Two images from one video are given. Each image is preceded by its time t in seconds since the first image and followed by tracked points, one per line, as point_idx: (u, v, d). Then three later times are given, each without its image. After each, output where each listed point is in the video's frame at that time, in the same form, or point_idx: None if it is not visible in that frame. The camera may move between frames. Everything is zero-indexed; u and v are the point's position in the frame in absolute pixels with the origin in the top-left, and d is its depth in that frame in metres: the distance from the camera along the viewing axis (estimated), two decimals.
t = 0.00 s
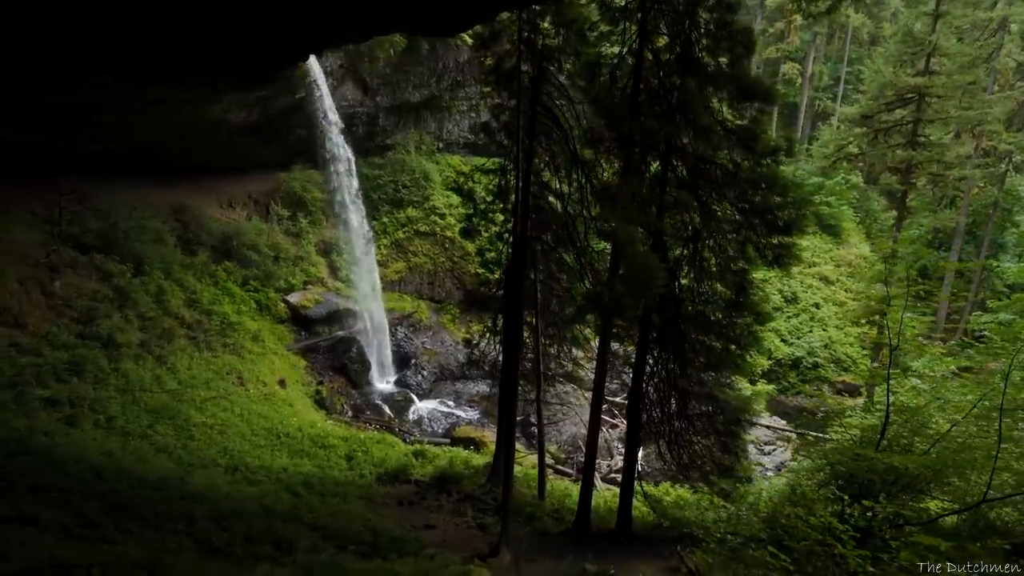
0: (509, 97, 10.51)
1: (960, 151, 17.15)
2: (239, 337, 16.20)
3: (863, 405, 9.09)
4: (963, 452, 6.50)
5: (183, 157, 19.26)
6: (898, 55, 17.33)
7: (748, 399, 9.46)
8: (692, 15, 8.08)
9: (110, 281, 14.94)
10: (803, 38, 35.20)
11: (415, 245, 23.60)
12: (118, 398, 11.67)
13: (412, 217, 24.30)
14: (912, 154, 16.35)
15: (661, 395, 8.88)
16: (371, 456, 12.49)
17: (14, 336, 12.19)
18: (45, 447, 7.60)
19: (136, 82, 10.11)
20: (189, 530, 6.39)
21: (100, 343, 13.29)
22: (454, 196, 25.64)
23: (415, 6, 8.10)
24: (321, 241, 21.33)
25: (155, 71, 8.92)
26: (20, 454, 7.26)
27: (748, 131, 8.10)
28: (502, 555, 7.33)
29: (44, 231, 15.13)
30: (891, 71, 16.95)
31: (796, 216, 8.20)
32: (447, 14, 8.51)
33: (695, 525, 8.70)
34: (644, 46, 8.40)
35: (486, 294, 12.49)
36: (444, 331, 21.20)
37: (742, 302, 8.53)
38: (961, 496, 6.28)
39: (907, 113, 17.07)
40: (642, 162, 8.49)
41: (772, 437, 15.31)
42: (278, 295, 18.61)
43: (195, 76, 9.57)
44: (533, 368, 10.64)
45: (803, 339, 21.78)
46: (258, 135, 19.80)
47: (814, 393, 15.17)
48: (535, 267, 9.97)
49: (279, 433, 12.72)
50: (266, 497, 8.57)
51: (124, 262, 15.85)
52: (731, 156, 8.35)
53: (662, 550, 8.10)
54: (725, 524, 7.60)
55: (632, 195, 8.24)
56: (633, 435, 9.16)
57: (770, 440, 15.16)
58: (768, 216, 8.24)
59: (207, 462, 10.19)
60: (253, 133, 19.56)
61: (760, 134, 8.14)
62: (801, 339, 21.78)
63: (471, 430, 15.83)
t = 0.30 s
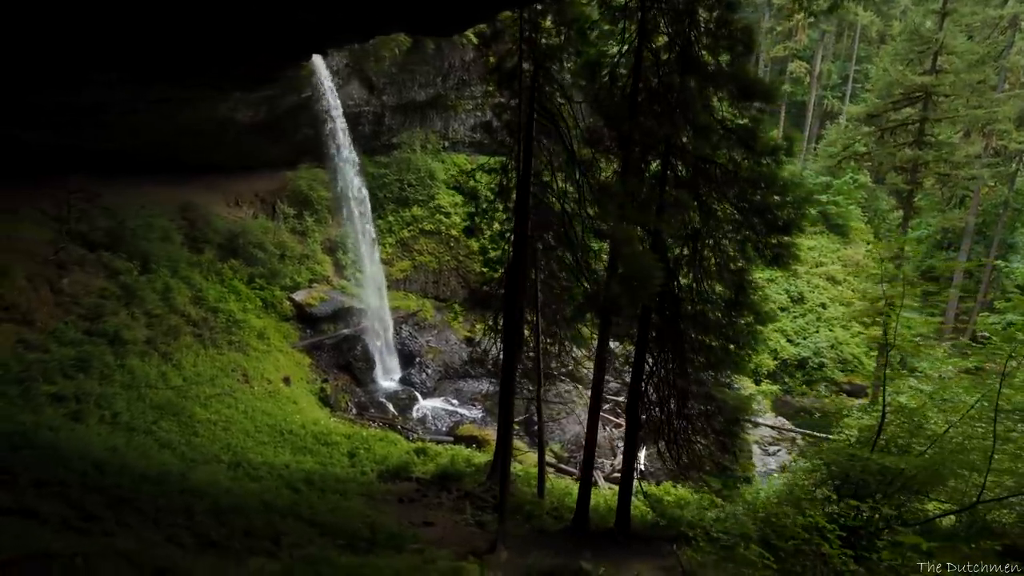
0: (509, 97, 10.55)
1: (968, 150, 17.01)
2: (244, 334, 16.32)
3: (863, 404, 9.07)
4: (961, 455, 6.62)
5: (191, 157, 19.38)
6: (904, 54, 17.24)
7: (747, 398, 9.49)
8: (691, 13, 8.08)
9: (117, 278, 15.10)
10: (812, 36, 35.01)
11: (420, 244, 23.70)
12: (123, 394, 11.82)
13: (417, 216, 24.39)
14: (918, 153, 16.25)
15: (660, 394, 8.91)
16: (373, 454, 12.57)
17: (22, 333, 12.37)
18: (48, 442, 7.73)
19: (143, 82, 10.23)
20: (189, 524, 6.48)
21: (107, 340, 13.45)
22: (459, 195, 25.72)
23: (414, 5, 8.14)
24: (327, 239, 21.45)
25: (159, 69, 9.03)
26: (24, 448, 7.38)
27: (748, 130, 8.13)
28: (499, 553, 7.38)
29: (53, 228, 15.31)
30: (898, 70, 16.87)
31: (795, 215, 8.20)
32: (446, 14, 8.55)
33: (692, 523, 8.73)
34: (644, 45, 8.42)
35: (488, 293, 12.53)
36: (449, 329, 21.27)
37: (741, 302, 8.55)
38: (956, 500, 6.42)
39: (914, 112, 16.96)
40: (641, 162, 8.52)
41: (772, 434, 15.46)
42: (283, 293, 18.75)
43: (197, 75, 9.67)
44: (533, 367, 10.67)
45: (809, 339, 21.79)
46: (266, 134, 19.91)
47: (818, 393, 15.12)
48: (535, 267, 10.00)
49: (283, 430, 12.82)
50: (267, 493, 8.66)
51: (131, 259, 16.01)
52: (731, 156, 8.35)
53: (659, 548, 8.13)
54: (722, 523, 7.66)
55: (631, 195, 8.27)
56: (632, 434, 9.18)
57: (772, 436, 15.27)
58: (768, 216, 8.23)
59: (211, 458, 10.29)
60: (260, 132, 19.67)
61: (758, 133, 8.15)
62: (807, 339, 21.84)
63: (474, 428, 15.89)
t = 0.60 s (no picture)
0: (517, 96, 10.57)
1: (987, 149, 16.74)
2: (257, 331, 16.51)
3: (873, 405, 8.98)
4: (967, 458, 6.54)
5: (206, 157, 19.62)
6: (921, 51, 17.03)
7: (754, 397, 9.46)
8: (698, 12, 8.07)
9: (133, 275, 15.36)
10: (828, 33, 34.65)
11: (431, 243, 23.82)
12: (137, 389, 12.03)
13: (429, 215, 24.52)
14: (934, 152, 16.04)
15: (664, 394, 8.91)
16: (381, 450, 12.68)
17: (40, 329, 12.63)
18: (61, 436, 7.90)
19: (157, 82, 10.38)
20: (196, 517, 6.60)
21: (122, 336, 13.69)
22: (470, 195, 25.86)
23: (420, 5, 8.19)
24: (339, 238, 21.64)
25: (171, 69, 9.17)
26: (38, 440, 7.55)
27: (755, 129, 8.10)
28: (502, 550, 7.44)
29: (71, 226, 15.60)
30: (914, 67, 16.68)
31: (802, 215, 8.14)
32: (453, 13, 8.60)
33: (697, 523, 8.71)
34: (651, 43, 8.43)
35: (496, 293, 12.57)
36: (460, 328, 21.40)
37: (748, 302, 8.49)
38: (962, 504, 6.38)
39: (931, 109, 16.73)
40: (646, 161, 8.52)
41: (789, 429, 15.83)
42: (296, 291, 18.96)
43: (208, 74, 9.81)
44: (540, 366, 10.69)
45: (823, 340, 21.64)
46: (280, 133, 20.10)
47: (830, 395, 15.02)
48: (541, 266, 10.01)
49: (293, 426, 12.96)
50: (275, 488, 8.78)
51: (147, 257, 16.26)
52: (737, 155, 8.32)
53: (662, 548, 8.13)
54: (722, 523, 7.66)
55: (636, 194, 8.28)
56: (637, 434, 9.19)
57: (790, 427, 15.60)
58: (775, 215, 8.16)
59: (221, 452, 10.45)
60: (274, 132, 19.86)
61: (765, 131, 8.10)
62: (821, 340, 21.70)
63: (483, 427, 15.95)
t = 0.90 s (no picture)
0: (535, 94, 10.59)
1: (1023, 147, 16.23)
2: (279, 326, 16.78)
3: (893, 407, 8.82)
4: (990, 464, 6.37)
5: (232, 155, 19.98)
6: (954, 46, 16.59)
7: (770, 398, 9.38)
8: (716, 8, 8.00)
9: (160, 271, 15.74)
10: (859, 28, 33.92)
11: (451, 241, 23.98)
12: (163, 381, 12.34)
13: (449, 212, 24.74)
14: (966, 150, 15.63)
15: (679, 394, 8.87)
16: (398, 445, 12.82)
17: (71, 322, 13.02)
18: (88, 426, 8.14)
19: (184, 82, 10.61)
20: (213, 506, 6.77)
21: (149, 329, 14.03)
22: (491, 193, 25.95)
23: (438, 3, 8.24)
24: (360, 235, 21.89)
25: (196, 69, 9.38)
26: (65, 429, 7.78)
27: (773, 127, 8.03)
28: (512, 547, 7.48)
29: (102, 222, 16.02)
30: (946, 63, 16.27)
31: (822, 214, 8.01)
32: (471, 11, 8.64)
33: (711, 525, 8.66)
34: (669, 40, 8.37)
35: (514, 291, 12.58)
36: (479, 325, 21.36)
37: (766, 302, 8.38)
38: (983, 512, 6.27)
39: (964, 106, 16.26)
40: (662, 158, 8.46)
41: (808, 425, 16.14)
42: (318, 288, 19.21)
43: (232, 74, 9.99)
44: (555, 364, 10.69)
45: (849, 342, 21.30)
46: (303, 132, 20.41)
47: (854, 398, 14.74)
48: (557, 264, 10.00)
49: (312, 420, 13.16)
50: (292, 480, 8.94)
51: (174, 253, 16.63)
52: (755, 153, 8.23)
53: (674, 548, 8.12)
54: (735, 525, 7.61)
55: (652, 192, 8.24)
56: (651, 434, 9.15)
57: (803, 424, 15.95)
58: (793, 214, 8.05)
59: (242, 445, 10.67)
60: (298, 130, 20.17)
61: (784, 129, 8.06)
62: (847, 343, 21.35)
63: (500, 425, 16.03)
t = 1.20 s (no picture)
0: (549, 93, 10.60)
1: None
2: (299, 323, 17.02)
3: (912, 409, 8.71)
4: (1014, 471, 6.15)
5: (256, 154, 20.31)
6: (985, 42, 16.20)
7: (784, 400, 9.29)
8: (733, 6, 7.94)
9: (184, 267, 16.07)
10: (888, 24, 33.27)
11: (470, 240, 24.17)
12: (185, 375, 12.61)
13: (468, 211, 24.93)
14: (996, 149, 15.26)
15: (692, 395, 8.83)
16: (413, 442, 12.94)
17: (98, 316, 13.37)
18: (109, 417, 8.36)
19: (206, 82, 10.82)
20: (227, 498, 6.92)
21: (173, 324, 14.34)
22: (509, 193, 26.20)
23: (454, 3, 8.30)
24: (380, 234, 22.11)
25: (218, 69, 9.56)
26: (87, 420, 8.00)
27: (789, 126, 7.95)
28: (520, 545, 7.55)
29: (130, 219, 16.40)
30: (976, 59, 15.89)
31: (839, 215, 7.91)
32: (486, 10, 8.67)
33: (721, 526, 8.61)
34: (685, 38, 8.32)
35: (529, 290, 12.59)
36: (497, 323, 21.45)
37: (780, 304, 8.30)
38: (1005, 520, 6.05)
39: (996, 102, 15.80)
40: (676, 158, 8.42)
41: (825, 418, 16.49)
42: (338, 285, 19.42)
43: (253, 74, 10.16)
44: (569, 364, 10.70)
45: (873, 345, 20.95)
46: (325, 131, 20.67)
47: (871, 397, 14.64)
48: (571, 263, 9.99)
49: (329, 415, 13.34)
50: (307, 475, 9.08)
51: (197, 250, 16.95)
52: (771, 153, 8.15)
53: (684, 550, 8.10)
54: (746, 530, 7.54)
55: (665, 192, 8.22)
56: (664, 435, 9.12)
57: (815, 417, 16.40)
58: (810, 214, 7.95)
59: (259, 439, 10.87)
60: (320, 130, 20.43)
61: (801, 129, 7.97)
62: (871, 346, 21.00)
63: (515, 424, 16.09)
